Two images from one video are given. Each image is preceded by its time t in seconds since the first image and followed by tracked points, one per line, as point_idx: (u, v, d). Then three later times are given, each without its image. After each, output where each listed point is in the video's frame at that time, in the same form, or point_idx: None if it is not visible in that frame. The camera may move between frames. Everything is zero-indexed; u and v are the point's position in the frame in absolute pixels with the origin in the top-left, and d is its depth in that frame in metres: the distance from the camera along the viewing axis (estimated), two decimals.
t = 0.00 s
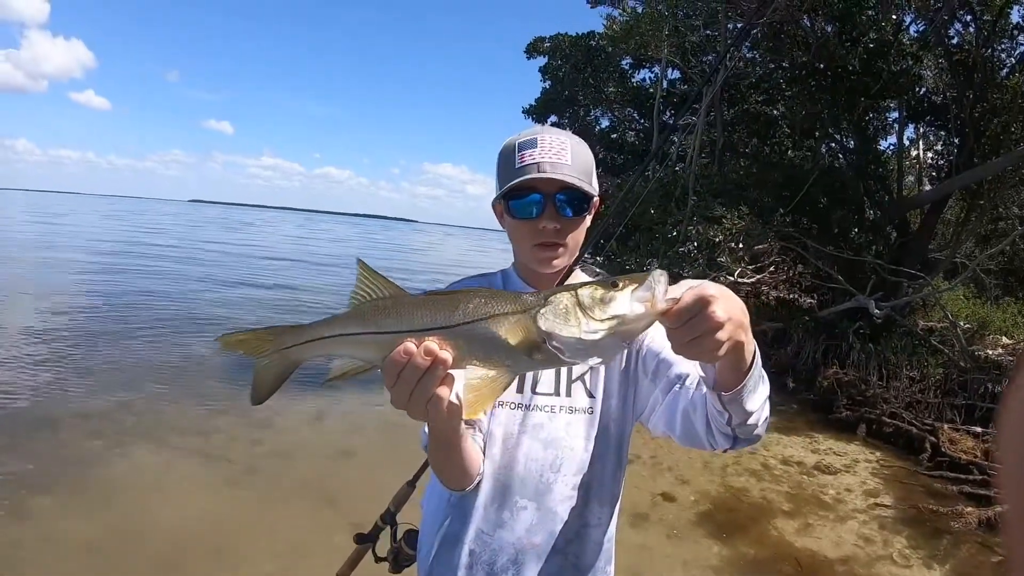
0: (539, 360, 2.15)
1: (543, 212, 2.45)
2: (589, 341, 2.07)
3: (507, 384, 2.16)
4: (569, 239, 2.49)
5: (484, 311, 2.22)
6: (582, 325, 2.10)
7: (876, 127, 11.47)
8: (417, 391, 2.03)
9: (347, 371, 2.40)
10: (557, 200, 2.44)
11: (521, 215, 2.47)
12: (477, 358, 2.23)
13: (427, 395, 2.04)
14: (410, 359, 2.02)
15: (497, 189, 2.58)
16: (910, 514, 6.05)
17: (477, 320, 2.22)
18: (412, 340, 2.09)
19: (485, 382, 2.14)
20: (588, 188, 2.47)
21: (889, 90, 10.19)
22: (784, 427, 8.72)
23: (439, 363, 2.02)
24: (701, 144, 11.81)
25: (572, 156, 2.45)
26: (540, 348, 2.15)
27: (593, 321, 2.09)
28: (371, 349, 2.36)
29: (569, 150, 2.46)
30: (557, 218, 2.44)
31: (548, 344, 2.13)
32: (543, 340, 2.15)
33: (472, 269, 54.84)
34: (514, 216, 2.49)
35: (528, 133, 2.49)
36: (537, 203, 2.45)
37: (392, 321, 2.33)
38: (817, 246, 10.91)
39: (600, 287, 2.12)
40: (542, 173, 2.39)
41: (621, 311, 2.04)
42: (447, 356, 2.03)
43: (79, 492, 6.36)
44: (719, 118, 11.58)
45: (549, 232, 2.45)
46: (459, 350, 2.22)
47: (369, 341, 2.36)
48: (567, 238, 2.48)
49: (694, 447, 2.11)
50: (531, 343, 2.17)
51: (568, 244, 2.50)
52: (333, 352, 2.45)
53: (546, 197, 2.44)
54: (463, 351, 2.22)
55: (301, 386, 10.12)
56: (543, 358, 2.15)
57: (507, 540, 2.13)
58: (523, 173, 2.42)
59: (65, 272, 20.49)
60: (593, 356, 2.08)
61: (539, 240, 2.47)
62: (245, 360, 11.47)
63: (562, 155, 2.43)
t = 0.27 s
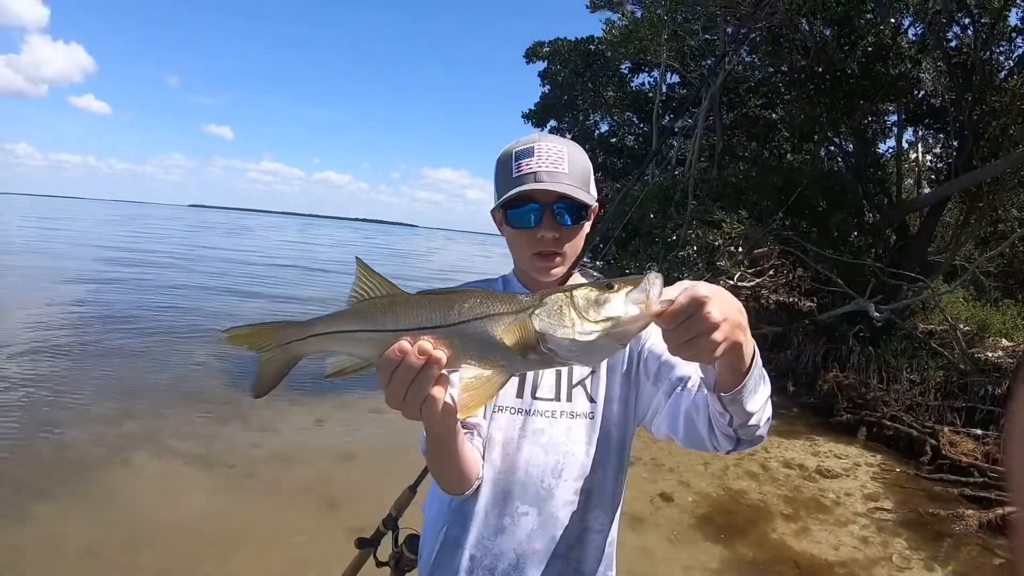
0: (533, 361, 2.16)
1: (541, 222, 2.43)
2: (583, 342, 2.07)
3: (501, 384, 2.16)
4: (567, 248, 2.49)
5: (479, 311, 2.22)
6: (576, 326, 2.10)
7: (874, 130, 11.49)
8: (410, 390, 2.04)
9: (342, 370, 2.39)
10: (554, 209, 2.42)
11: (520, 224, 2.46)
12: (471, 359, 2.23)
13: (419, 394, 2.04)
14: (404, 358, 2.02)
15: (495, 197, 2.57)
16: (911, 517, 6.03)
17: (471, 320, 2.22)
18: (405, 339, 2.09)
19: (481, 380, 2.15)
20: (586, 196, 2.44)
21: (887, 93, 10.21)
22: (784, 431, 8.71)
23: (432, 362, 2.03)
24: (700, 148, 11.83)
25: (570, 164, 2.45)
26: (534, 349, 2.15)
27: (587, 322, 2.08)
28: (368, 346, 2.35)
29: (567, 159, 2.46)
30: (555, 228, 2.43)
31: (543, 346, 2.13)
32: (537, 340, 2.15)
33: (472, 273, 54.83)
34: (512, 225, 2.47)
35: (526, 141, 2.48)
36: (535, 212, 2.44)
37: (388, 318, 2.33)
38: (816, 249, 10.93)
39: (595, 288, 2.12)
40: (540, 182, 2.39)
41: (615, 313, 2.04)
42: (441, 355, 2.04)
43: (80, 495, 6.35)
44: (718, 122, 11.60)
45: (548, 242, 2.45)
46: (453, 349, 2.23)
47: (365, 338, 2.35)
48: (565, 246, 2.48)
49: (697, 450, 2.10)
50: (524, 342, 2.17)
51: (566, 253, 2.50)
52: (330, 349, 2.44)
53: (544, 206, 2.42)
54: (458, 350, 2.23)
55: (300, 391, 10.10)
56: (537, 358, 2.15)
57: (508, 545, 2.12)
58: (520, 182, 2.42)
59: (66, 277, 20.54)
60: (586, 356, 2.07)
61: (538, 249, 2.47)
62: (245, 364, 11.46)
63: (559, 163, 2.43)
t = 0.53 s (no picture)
0: (534, 367, 2.15)
1: (544, 224, 2.43)
2: (585, 349, 2.06)
3: (502, 390, 2.15)
4: (570, 251, 2.49)
5: (479, 317, 2.21)
6: (578, 332, 2.08)
7: (874, 133, 11.50)
8: (411, 396, 2.03)
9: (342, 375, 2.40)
10: (557, 211, 2.43)
11: (523, 227, 2.46)
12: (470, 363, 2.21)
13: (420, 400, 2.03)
14: (404, 363, 2.01)
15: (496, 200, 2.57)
16: (911, 521, 6.02)
17: (472, 325, 2.21)
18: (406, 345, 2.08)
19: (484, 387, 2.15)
20: (588, 199, 2.45)
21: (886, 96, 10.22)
22: (784, 434, 8.69)
23: (433, 368, 2.02)
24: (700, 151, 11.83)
25: (573, 167, 2.45)
26: (536, 356, 2.14)
27: (589, 328, 2.07)
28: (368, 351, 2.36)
29: (570, 161, 2.46)
30: (558, 231, 2.43)
31: (545, 353, 2.12)
32: (539, 347, 2.13)
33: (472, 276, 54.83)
34: (515, 227, 2.47)
35: (528, 143, 2.48)
36: (537, 215, 2.44)
37: (388, 324, 2.33)
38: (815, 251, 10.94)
39: (597, 294, 2.11)
40: (543, 184, 2.39)
41: (617, 319, 2.03)
42: (441, 360, 2.02)
43: (79, 498, 6.34)
44: (718, 125, 11.61)
45: (550, 245, 2.44)
46: (454, 354, 2.22)
47: (365, 343, 2.37)
48: (567, 249, 2.47)
49: (701, 453, 2.09)
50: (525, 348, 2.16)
51: (569, 255, 2.50)
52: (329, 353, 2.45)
53: (547, 209, 2.43)
54: (458, 355, 2.22)
55: (300, 393, 10.09)
56: (539, 365, 2.14)
57: (510, 549, 2.11)
58: (523, 185, 2.41)
59: (66, 280, 20.54)
60: (590, 363, 2.06)
61: (540, 252, 2.46)
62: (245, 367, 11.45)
63: (563, 166, 2.43)
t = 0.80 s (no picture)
0: (530, 379, 2.14)
1: (550, 224, 2.43)
2: (581, 356, 2.10)
3: (502, 406, 2.13)
4: (575, 253, 2.48)
5: (471, 334, 2.19)
6: (573, 342, 2.12)
7: (873, 137, 11.52)
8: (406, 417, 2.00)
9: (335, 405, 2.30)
10: (564, 213, 2.42)
11: (528, 226, 2.45)
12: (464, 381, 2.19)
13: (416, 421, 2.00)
14: (398, 387, 1.99)
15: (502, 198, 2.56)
16: (909, 524, 6.01)
17: (464, 343, 2.19)
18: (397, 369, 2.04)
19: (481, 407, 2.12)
20: (597, 202, 2.44)
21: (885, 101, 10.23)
22: (783, 437, 8.69)
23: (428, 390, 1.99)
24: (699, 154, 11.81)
25: (584, 170, 2.44)
26: (532, 367, 2.15)
27: (584, 335, 2.12)
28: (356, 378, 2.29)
29: (580, 164, 2.45)
30: (564, 232, 2.42)
31: (541, 363, 2.13)
32: (534, 359, 2.14)
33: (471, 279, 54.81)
34: (520, 226, 2.46)
35: (541, 142, 2.46)
36: (545, 215, 2.43)
37: (379, 349, 2.27)
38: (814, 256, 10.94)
39: (588, 301, 2.16)
40: (552, 184, 2.38)
41: (611, 324, 2.09)
42: (436, 381, 2.00)
43: (77, 499, 6.33)
44: (717, 129, 11.63)
45: (555, 246, 2.43)
46: (447, 373, 2.19)
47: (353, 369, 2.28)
48: (571, 252, 2.47)
49: (701, 459, 2.09)
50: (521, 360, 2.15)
51: (573, 258, 2.49)
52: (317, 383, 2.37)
53: (554, 209, 2.42)
54: (452, 375, 2.19)
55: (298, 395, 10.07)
56: (535, 376, 2.14)
57: (507, 554, 2.11)
58: (533, 183, 2.40)
59: (64, 280, 20.53)
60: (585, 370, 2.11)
61: (545, 252, 2.45)
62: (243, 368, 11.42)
63: (574, 169, 2.42)
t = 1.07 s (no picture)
0: (514, 383, 2.09)
1: (565, 221, 2.43)
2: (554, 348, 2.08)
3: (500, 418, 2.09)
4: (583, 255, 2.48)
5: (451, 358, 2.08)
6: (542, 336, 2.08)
7: (872, 141, 11.54)
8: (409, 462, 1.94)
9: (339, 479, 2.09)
10: (580, 211, 2.43)
11: (541, 217, 2.43)
12: (447, 402, 2.08)
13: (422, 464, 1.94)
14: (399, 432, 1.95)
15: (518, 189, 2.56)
16: (906, 527, 6.02)
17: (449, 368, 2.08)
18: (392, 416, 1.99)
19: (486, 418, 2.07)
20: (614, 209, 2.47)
21: (884, 104, 10.24)
22: (780, 440, 8.69)
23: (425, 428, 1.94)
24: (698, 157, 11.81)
25: (604, 173, 2.45)
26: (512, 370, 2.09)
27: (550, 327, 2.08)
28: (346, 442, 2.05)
29: (600, 166, 2.45)
30: (576, 231, 2.43)
31: (518, 365, 2.09)
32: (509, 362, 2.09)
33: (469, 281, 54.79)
34: (533, 217, 2.45)
35: (566, 139, 2.47)
36: (559, 210, 2.43)
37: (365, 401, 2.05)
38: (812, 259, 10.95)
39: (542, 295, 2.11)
40: (573, 181, 2.39)
41: (577, 308, 2.06)
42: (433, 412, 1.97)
43: (72, 499, 6.30)
44: (716, 132, 11.64)
45: (566, 242, 2.42)
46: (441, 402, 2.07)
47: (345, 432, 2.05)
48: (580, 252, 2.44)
49: (702, 455, 2.10)
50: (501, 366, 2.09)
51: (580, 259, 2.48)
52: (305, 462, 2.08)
53: (570, 206, 2.42)
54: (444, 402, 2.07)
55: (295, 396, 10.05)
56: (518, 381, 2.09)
57: (504, 556, 2.12)
58: (553, 177, 2.41)
59: (62, 280, 20.48)
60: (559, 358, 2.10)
61: (554, 248, 2.44)
62: (240, 369, 11.40)
63: (595, 169, 2.43)
